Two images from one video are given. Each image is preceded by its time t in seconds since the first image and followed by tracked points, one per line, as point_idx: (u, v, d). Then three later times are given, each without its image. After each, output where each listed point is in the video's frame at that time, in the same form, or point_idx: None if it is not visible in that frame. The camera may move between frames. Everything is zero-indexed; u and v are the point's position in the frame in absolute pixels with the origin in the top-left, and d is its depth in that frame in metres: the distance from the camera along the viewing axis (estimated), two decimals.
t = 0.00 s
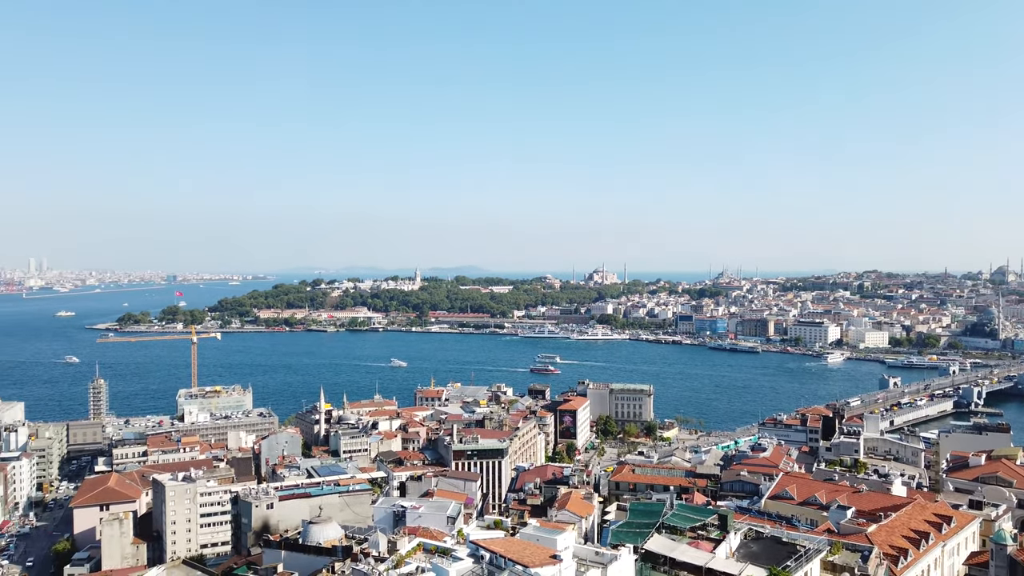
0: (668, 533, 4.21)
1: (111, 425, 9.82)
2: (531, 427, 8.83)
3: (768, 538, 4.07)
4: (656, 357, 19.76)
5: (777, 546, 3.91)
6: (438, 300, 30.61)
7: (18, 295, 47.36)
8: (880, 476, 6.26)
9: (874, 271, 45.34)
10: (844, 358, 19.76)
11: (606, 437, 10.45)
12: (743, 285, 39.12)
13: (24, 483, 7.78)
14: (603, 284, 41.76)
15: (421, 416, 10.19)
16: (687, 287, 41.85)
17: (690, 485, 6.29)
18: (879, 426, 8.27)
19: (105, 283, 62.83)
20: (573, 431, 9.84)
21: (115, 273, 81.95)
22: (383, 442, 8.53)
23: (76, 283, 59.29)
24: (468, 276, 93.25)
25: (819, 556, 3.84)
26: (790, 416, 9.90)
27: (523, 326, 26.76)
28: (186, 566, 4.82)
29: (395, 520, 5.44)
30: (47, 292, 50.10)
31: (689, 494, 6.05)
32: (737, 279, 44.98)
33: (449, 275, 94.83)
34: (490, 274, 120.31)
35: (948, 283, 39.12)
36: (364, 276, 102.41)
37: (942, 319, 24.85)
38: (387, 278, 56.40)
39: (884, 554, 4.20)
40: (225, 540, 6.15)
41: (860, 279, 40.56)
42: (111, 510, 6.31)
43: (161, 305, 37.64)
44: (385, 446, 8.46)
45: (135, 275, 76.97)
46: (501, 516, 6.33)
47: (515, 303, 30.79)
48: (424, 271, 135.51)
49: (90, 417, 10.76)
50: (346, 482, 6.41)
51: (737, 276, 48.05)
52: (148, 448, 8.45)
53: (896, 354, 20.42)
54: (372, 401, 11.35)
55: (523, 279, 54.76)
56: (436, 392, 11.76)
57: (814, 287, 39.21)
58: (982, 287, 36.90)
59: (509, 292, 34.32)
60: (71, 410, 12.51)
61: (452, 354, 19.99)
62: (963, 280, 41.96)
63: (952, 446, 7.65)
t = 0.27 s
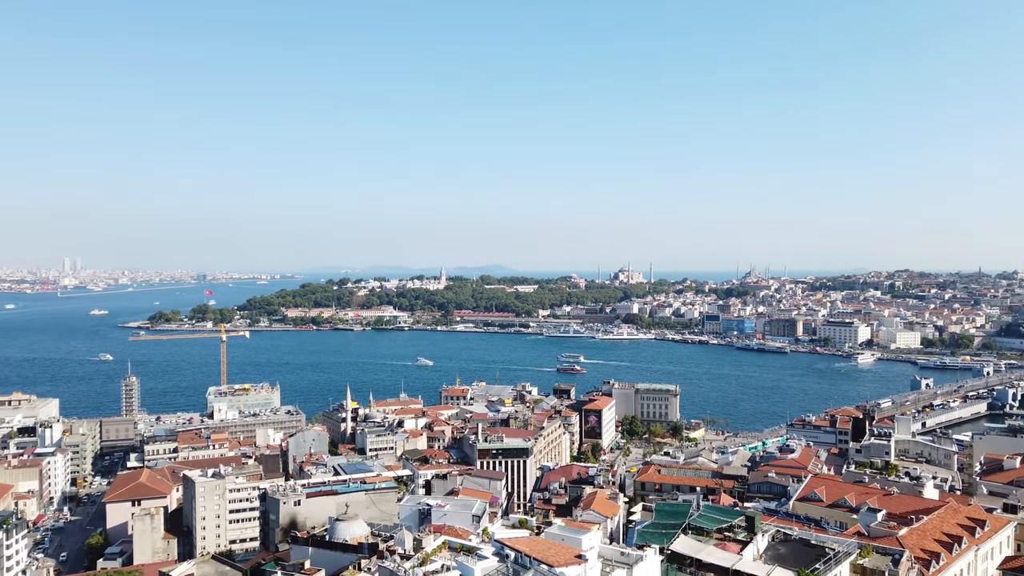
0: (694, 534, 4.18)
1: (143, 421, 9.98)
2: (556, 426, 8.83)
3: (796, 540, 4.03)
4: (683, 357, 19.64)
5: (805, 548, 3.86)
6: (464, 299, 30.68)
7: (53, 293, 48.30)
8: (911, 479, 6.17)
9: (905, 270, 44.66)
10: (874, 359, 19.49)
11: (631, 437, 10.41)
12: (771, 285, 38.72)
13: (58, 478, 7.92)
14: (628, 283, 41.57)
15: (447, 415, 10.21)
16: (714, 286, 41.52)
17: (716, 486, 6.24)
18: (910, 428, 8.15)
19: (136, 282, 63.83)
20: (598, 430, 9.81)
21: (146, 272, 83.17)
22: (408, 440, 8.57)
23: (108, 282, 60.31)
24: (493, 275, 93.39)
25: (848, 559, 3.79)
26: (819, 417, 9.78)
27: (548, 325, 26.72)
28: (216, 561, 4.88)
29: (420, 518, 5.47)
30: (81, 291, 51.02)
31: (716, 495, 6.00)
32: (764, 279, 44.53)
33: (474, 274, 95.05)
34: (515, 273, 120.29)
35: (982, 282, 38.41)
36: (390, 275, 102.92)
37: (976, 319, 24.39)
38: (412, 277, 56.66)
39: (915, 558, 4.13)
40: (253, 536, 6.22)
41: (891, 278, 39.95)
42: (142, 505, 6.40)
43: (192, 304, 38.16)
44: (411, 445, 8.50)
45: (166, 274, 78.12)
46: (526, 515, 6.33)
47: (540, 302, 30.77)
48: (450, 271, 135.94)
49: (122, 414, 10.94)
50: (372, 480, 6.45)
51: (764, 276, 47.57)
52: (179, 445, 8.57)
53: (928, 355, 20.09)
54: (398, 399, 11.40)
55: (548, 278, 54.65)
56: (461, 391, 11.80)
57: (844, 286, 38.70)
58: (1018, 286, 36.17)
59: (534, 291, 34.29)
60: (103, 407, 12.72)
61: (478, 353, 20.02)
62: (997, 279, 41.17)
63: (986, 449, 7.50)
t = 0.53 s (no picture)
0: (718, 533, 4.15)
1: (171, 416, 10.11)
2: (579, 424, 8.81)
3: (822, 540, 3.99)
4: (707, 355, 19.51)
5: (832, 548, 3.82)
6: (487, 297, 30.71)
7: (84, 290, 49.15)
8: (941, 479, 6.08)
9: (935, 268, 43.97)
10: (902, 357, 19.22)
11: (655, 435, 10.36)
12: (798, 282, 38.32)
13: (89, 471, 8.06)
14: (652, 280, 41.36)
15: (470, 411, 10.24)
16: (739, 283, 41.17)
17: (741, 485, 6.20)
18: (940, 427, 8.03)
19: (164, 279, 64.73)
20: (621, 428, 9.78)
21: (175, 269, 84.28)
22: (432, 437, 8.61)
23: (138, 279, 61.21)
24: (516, 272, 93.44)
25: (876, 560, 3.74)
26: (846, 416, 9.68)
27: (571, 322, 26.67)
28: (243, 555, 4.94)
29: (444, 514, 5.49)
30: (111, 287, 51.83)
31: (741, 494, 5.95)
32: (790, 275, 44.09)
33: (498, 271, 95.15)
34: (538, 270, 120.17)
35: (1015, 280, 37.71)
36: (414, 272, 103.34)
37: (1008, 317, 23.96)
38: (436, 274, 56.88)
39: (945, 559, 4.07)
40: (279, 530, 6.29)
41: (920, 275, 39.36)
42: (171, 499, 6.49)
43: (219, 300, 38.60)
44: (434, 441, 8.53)
45: (193, 271, 79.09)
46: (550, 512, 6.33)
47: (563, 299, 30.71)
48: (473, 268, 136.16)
49: (151, 408, 11.10)
50: (396, 475, 6.48)
51: (790, 273, 47.08)
52: (207, 440, 8.68)
53: (959, 354, 19.77)
54: (422, 396, 11.45)
55: (572, 275, 54.51)
56: (484, 388, 11.81)
57: (872, 284, 38.19)
58: None
59: (557, 288, 34.23)
60: (133, 401, 12.92)
61: (501, 350, 20.05)
62: None
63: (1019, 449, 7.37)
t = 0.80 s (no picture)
0: (743, 531, 4.12)
1: (198, 410, 10.24)
2: (602, 420, 8.79)
3: (848, 539, 3.94)
4: (732, 352, 19.36)
5: (858, 547, 3.78)
6: (510, 293, 30.71)
7: (113, 285, 49.92)
8: (970, 478, 5.98)
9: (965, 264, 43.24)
10: (931, 355, 18.94)
11: (678, 432, 10.31)
12: (824, 278, 37.88)
13: (118, 464, 8.18)
14: (675, 276, 41.11)
15: (492, 407, 10.25)
16: (763, 279, 40.81)
17: (766, 483, 6.15)
18: (970, 426, 7.90)
19: (191, 274, 65.53)
20: (644, 425, 9.74)
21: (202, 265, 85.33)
22: (454, 432, 8.63)
23: (166, 275, 62.02)
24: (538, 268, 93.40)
25: (904, 559, 3.70)
26: (873, 414, 9.56)
27: (593, 318, 26.60)
28: (268, 547, 4.99)
29: (466, 509, 5.50)
30: (140, 283, 52.54)
31: (766, 491, 5.91)
32: (816, 271, 43.61)
33: (520, 267, 95.16)
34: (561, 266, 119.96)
35: None
36: (436, 268, 103.62)
37: None
38: (460, 270, 57.01)
39: (974, 560, 4.01)
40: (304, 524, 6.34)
41: (950, 271, 38.74)
42: (198, 491, 6.56)
43: (244, 296, 39.01)
44: (457, 436, 8.55)
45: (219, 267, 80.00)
46: (572, 508, 6.32)
47: (586, 296, 30.63)
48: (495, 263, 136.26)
49: (178, 402, 11.24)
50: (419, 470, 6.51)
51: (816, 269, 46.57)
52: (232, 434, 8.77)
53: (989, 351, 19.45)
54: (444, 392, 11.48)
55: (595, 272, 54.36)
56: (506, 384, 11.82)
57: (900, 280, 37.66)
58: None
59: (580, 284, 34.14)
60: (161, 395, 13.10)
61: (523, 346, 20.06)
62: None
63: None
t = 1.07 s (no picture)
0: (768, 529, 4.09)
1: (225, 404, 10.36)
2: (625, 417, 8.76)
3: (875, 538, 3.90)
4: (757, 348, 19.20)
5: (885, 547, 3.74)
6: (532, 289, 30.68)
7: (142, 281, 50.64)
8: (1000, 478, 5.88)
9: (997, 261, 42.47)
10: (961, 352, 18.65)
11: (702, 429, 10.25)
12: (851, 275, 37.42)
13: (147, 457, 8.29)
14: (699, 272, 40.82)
15: (515, 403, 10.26)
16: (788, 275, 40.42)
17: (791, 481, 6.09)
18: (1001, 425, 7.77)
19: (217, 270, 66.28)
20: (668, 421, 9.69)
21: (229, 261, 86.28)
22: (477, 427, 8.65)
23: (194, 271, 62.79)
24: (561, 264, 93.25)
25: (932, 560, 3.65)
26: (901, 412, 9.43)
27: (616, 315, 26.50)
28: (293, 540, 5.03)
29: (489, 505, 5.51)
30: (167, 278, 53.27)
31: (791, 490, 5.85)
32: (842, 268, 43.07)
33: (543, 263, 95.09)
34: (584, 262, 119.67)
35: None
36: (459, 264, 103.87)
37: None
38: (483, 265, 57.08)
39: (1004, 560, 3.95)
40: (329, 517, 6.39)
41: (982, 268, 38.07)
42: (225, 484, 6.64)
43: (270, 292, 39.40)
44: (480, 432, 8.57)
45: (246, 263, 80.84)
46: (595, 505, 6.31)
47: (609, 292, 30.53)
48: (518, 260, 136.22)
49: (206, 396, 11.38)
50: (442, 465, 6.52)
51: (843, 266, 46.00)
52: (258, 427, 8.86)
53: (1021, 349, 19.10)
54: (467, 387, 11.51)
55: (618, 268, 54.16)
56: (529, 380, 11.82)
57: (929, 277, 37.10)
58: None
59: (603, 280, 34.04)
60: (188, 389, 13.27)
61: (546, 342, 20.05)
62: None
63: None
